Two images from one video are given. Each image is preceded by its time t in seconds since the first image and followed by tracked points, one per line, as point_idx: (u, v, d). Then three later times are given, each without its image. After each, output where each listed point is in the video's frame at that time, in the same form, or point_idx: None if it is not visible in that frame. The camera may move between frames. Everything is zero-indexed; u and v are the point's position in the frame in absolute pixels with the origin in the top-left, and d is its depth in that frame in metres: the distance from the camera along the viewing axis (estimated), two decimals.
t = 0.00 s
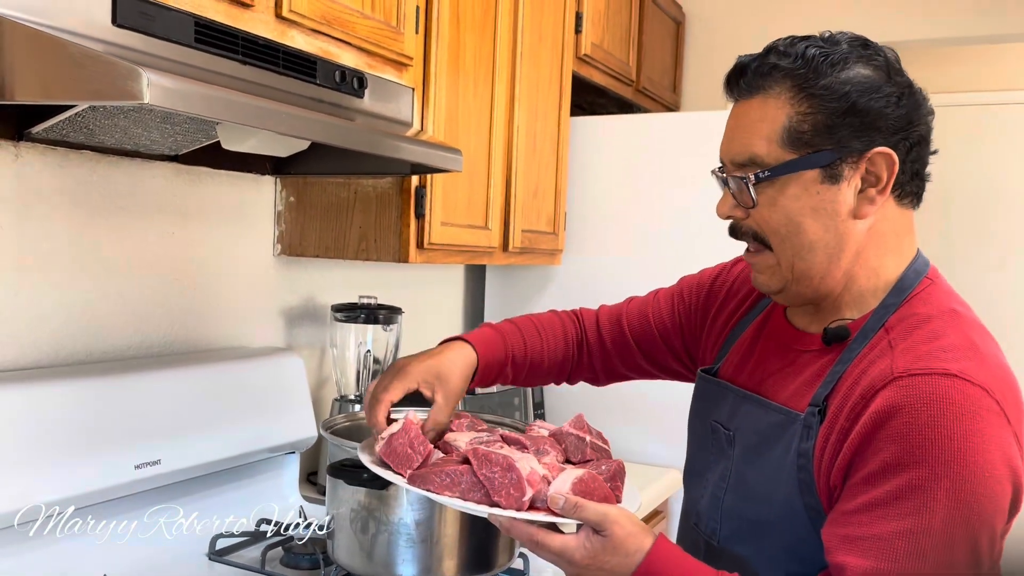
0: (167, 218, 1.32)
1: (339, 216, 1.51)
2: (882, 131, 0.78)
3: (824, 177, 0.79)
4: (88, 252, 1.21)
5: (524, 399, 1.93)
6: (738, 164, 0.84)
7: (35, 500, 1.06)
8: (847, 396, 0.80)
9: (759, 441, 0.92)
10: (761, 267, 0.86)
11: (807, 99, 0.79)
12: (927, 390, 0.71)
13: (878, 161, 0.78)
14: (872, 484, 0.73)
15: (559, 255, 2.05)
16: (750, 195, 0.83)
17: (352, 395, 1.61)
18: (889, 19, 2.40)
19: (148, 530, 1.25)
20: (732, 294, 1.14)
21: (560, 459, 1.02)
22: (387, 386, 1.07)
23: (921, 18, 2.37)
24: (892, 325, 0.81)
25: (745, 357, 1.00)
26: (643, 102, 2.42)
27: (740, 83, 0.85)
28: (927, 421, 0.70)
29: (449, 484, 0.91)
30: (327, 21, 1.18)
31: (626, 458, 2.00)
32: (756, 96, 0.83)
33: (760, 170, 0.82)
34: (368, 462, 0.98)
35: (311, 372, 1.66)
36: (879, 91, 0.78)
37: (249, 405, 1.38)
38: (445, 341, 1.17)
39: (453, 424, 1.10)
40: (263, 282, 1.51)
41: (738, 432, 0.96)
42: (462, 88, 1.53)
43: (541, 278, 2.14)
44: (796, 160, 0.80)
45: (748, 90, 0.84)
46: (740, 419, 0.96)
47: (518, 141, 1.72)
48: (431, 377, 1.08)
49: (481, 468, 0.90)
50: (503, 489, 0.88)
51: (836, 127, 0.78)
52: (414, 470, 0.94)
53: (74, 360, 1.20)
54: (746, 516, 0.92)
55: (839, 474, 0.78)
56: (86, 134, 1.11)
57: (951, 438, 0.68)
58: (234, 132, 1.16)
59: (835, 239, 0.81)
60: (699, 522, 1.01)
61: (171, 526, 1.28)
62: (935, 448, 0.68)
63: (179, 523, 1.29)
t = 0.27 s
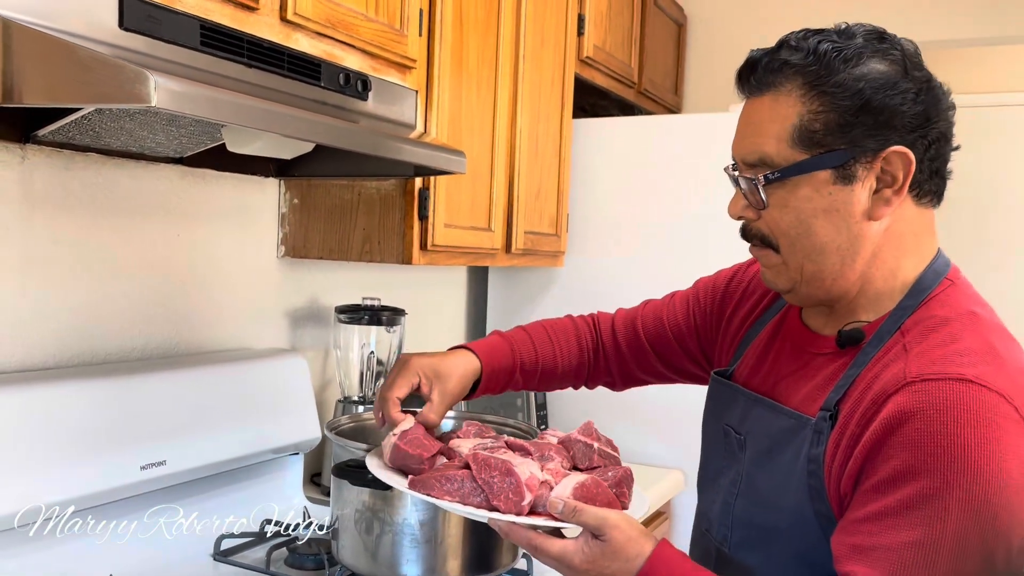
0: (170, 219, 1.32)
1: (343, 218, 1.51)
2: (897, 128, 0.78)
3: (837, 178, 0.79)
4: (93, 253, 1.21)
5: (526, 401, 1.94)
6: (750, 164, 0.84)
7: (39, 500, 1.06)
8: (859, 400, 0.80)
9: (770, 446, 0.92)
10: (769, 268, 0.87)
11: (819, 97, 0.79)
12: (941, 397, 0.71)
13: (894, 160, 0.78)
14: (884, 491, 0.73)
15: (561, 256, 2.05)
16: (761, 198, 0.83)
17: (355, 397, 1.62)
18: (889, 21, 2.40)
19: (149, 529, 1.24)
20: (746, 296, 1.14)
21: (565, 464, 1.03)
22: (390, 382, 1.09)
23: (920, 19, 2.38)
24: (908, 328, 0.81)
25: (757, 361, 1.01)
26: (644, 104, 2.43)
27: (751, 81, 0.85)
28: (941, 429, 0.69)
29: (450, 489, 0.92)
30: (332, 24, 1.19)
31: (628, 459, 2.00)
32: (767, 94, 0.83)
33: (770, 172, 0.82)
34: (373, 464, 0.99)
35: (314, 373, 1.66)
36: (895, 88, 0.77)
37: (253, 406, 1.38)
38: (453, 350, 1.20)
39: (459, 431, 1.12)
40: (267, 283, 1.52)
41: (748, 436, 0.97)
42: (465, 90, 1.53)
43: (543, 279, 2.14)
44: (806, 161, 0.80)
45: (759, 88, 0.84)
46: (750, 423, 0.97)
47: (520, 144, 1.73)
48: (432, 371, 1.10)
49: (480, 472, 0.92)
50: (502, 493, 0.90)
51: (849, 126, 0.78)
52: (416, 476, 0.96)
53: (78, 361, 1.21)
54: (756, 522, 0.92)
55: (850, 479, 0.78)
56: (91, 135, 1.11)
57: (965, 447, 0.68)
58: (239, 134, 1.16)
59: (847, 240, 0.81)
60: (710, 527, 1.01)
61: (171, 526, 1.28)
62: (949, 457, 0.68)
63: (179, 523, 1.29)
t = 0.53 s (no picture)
0: (173, 220, 1.33)
1: (345, 219, 1.52)
2: (893, 129, 0.76)
3: (829, 181, 0.79)
4: (96, 254, 1.22)
5: (528, 401, 1.94)
6: (748, 167, 0.86)
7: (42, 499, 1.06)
8: (856, 407, 0.79)
9: (772, 452, 0.92)
10: (772, 269, 0.88)
11: (811, 98, 0.79)
12: (934, 405, 0.69)
13: (889, 163, 0.77)
14: (877, 501, 0.71)
15: (564, 257, 2.06)
16: (755, 201, 0.86)
17: (358, 397, 1.62)
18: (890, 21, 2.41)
19: (148, 530, 1.24)
20: (765, 296, 1.13)
21: (570, 462, 1.04)
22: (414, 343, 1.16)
23: (923, 18, 2.37)
24: (911, 333, 0.80)
25: (767, 366, 1.01)
26: (647, 104, 2.43)
27: (750, 81, 0.86)
28: (933, 438, 0.67)
29: (450, 485, 0.94)
30: (335, 24, 1.19)
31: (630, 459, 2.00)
32: (764, 97, 0.83)
33: (762, 175, 0.84)
34: (380, 455, 1.03)
35: (317, 373, 1.66)
36: (889, 87, 0.76)
37: (256, 406, 1.38)
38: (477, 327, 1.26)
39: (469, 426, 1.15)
40: (269, 284, 1.52)
41: (753, 441, 0.97)
42: (467, 91, 1.53)
43: (546, 279, 2.14)
44: (798, 164, 0.80)
45: (758, 87, 0.84)
46: (755, 428, 0.97)
47: (522, 144, 1.73)
48: (453, 334, 1.18)
49: (480, 470, 0.93)
50: (500, 491, 0.91)
51: (841, 128, 0.77)
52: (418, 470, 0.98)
53: (82, 361, 1.21)
54: (760, 529, 0.93)
55: (845, 487, 0.77)
56: (95, 137, 1.12)
57: (958, 458, 0.66)
58: (242, 135, 1.17)
59: (842, 245, 0.81)
60: (722, 532, 1.02)
61: (170, 526, 1.27)
62: (940, 467, 0.66)
63: (179, 523, 1.29)
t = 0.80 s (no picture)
0: (169, 218, 1.33)
1: (342, 217, 1.51)
2: (866, 129, 0.77)
3: (807, 181, 0.80)
4: (92, 252, 1.22)
5: (527, 398, 1.94)
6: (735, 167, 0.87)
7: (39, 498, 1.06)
8: (846, 396, 0.80)
9: (766, 443, 0.93)
10: (761, 265, 0.89)
11: (788, 101, 0.79)
12: (918, 393, 0.70)
13: (866, 163, 0.77)
14: (865, 489, 0.73)
15: (562, 255, 2.05)
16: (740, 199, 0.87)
17: (355, 395, 1.62)
18: (890, 18, 2.40)
19: (148, 530, 1.25)
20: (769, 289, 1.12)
21: (572, 451, 1.03)
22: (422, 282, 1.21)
23: (923, 14, 2.37)
24: (898, 325, 0.81)
25: (763, 361, 1.00)
26: (645, 101, 2.42)
27: (735, 83, 0.86)
28: (918, 426, 0.69)
29: (453, 473, 0.93)
30: (329, 23, 1.19)
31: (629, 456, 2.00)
32: (749, 100, 0.84)
33: (745, 175, 0.85)
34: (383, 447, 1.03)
35: (314, 371, 1.66)
36: (863, 90, 0.76)
37: (253, 404, 1.39)
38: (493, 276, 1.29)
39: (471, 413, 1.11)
40: (266, 282, 1.52)
41: (747, 433, 0.98)
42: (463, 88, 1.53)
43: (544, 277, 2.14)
44: (778, 165, 0.81)
45: (744, 88, 0.85)
46: (750, 420, 0.98)
47: (520, 142, 1.73)
48: (456, 280, 1.21)
49: (483, 458, 0.92)
50: (503, 479, 0.91)
51: (817, 130, 0.78)
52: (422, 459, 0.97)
53: (78, 360, 1.21)
54: (754, 519, 0.93)
55: (836, 477, 0.78)
56: (90, 135, 1.12)
57: (942, 444, 0.67)
58: (235, 133, 1.16)
59: (822, 243, 0.82)
60: (719, 523, 1.02)
61: (171, 527, 1.28)
62: (925, 455, 0.68)
63: (179, 523, 1.29)
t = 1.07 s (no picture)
0: (171, 217, 1.34)
1: (342, 216, 1.52)
2: (861, 135, 0.80)
3: (808, 184, 0.82)
4: (94, 251, 1.22)
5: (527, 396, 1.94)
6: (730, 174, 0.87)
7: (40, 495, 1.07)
8: (842, 379, 0.82)
9: (763, 428, 0.93)
10: (759, 267, 0.89)
11: (788, 110, 0.81)
12: (917, 371, 0.73)
13: (861, 166, 0.80)
14: (868, 464, 0.75)
15: (563, 253, 2.06)
16: (741, 204, 0.86)
17: (356, 393, 1.63)
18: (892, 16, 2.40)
19: (148, 530, 1.26)
20: (743, 291, 1.16)
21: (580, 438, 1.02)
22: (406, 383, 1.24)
23: (924, 12, 2.36)
24: (885, 313, 0.83)
25: (751, 351, 1.01)
26: (646, 99, 2.42)
27: (728, 99, 0.88)
28: (919, 401, 0.72)
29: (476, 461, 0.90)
30: (329, 22, 1.19)
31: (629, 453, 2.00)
32: (743, 113, 0.85)
33: (747, 181, 0.85)
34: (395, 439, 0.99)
35: (315, 369, 1.67)
36: (855, 99, 0.80)
37: (255, 401, 1.39)
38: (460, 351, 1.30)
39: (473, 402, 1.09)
40: (267, 280, 1.53)
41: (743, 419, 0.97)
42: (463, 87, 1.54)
43: (544, 275, 2.14)
44: (780, 170, 0.82)
45: (737, 103, 0.86)
46: (746, 407, 0.97)
47: (520, 140, 1.74)
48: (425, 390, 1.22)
49: (507, 446, 0.89)
50: (529, 467, 0.88)
51: (817, 136, 0.80)
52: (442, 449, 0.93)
53: (80, 358, 1.22)
54: (751, 500, 0.93)
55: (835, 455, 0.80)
56: (91, 135, 1.13)
57: (942, 417, 0.71)
58: (234, 131, 1.16)
59: (823, 242, 0.83)
60: (712, 506, 1.02)
61: (170, 526, 1.29)
62: (926, 427, 0.71)
63: (179, 523, 1.30)
